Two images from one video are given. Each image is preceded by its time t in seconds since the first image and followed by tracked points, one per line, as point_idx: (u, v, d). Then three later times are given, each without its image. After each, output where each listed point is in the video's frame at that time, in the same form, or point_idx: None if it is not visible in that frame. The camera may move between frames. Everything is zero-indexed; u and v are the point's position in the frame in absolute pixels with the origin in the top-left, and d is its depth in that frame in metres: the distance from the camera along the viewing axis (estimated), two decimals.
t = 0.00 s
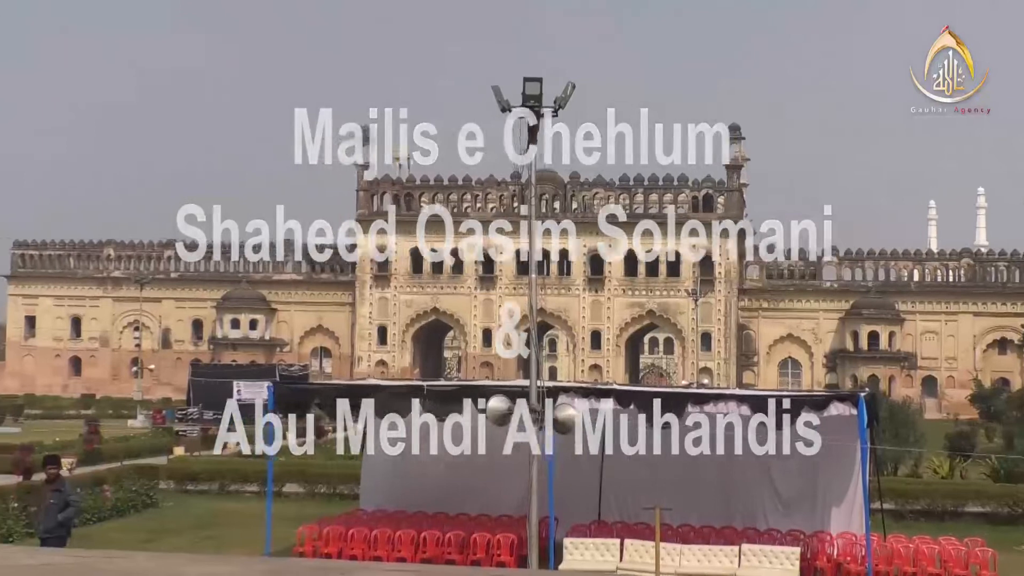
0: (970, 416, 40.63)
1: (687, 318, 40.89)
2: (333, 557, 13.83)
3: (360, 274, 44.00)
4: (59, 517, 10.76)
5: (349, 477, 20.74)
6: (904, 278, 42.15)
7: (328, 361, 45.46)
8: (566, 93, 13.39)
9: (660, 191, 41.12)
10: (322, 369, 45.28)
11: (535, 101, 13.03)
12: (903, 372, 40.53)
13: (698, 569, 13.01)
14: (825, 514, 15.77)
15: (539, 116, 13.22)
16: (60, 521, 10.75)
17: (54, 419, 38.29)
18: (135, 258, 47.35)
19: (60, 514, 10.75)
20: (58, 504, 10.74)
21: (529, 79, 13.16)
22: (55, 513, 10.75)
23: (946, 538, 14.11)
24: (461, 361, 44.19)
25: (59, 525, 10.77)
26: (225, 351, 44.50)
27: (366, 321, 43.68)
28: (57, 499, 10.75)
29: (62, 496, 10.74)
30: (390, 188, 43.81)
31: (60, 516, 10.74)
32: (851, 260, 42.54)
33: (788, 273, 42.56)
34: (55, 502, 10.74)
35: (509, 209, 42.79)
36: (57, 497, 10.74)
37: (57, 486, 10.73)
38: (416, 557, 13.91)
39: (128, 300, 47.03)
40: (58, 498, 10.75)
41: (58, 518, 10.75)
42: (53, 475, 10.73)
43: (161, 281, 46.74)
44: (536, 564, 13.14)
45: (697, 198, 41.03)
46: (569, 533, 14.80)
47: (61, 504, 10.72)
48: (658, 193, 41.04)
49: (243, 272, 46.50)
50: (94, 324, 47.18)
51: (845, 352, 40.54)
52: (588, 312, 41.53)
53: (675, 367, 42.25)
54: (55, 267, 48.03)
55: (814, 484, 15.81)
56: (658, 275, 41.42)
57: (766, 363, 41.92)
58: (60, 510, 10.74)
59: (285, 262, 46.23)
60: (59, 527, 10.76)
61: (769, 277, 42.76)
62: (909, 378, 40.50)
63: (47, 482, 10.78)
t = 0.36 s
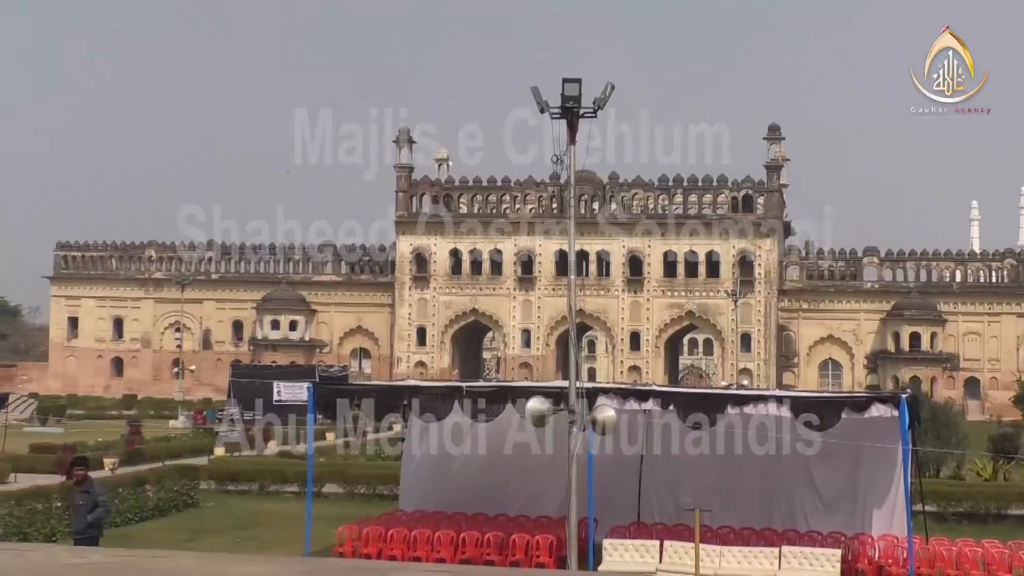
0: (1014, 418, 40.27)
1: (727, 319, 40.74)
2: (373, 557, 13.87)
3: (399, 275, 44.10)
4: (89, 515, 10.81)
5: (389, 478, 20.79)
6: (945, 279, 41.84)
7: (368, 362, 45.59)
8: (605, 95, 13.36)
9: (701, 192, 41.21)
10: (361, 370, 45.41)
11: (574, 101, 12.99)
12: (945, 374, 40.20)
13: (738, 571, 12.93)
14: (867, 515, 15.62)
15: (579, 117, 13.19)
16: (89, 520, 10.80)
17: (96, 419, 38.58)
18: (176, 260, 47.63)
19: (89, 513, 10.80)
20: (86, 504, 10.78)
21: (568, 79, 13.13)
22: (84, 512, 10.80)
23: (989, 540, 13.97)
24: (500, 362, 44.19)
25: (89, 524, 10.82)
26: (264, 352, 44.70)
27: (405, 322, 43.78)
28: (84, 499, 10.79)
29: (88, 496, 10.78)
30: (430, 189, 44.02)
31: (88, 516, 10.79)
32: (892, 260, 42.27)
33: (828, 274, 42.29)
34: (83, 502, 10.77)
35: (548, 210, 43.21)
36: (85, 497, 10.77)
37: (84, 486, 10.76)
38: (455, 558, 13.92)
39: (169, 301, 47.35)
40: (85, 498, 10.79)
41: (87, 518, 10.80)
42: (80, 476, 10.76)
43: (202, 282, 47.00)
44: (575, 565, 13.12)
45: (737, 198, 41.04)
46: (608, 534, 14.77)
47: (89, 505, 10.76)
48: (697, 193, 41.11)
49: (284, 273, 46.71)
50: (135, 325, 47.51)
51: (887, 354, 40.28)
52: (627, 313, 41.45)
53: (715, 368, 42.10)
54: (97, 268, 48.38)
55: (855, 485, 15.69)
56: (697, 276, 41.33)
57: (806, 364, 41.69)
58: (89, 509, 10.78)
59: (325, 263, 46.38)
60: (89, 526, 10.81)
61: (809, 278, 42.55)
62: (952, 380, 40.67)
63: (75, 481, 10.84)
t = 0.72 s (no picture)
0: None
1: (773, 320, 40.54)
2: (418, 557, 13.92)
3: (444, 275, 44.27)
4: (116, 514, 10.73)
5: (434, 478, 20.84)
6: (995, 279, 41.42)
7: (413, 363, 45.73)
8: (649, 96, 13.29)
9: (746, 192, 41.15)
10: (407, 371, 45.56)
11: (619, 102, 12.93)
12: (995, 375, 39.84)
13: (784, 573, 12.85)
14: (914, 517, 15.41)
15: (623, 118, 13.15)
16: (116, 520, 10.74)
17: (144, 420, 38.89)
18: (223, 261, 47.92)
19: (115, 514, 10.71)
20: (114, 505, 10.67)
21: (613, 80, 13.08)
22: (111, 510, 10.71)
23: None
24: (545, 363, 44.20)
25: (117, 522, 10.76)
26: (310, 354, 44.94)
27: (450, 323, 43.94)
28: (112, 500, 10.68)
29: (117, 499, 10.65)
30: (475, 190, 44.17)
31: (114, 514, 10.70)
32: (940, 260, 41.94)
33: (875, 274, 42.02)
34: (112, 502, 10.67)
35: (592, 211, 43.18)
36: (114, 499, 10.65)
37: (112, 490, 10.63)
38: (501, 558, 13.91)
39: (215, 302, 47.65)
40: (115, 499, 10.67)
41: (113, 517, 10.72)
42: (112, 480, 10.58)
43: (249, 284, 47.27)
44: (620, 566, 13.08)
45: (783, 198, 40.82)
46: (653, 536, 14.73)
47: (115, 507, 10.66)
48: (742, 193, 41.11)
49: (329, 275, 46.92)
50: (183, 327, 47.88)
51: (935, 355, 39.98)
52: (672, 314, 41.39)
53: (761, 370, 41.92)
54: (145, 269, 48.77)
55: (902, 484, 15.51)
56: (743, 277, 41.14)
57: (853, 365, 41.47)
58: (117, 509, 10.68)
59: (370, 264, 46.51)
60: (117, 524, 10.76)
61: (856, 279, 42.27)
62: (1002, 381, 40.02)
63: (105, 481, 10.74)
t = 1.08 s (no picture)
0: None
1: (817, 321, 40.34)
2: (461, 558, 13.92)
3: (486, 276, 44.31)
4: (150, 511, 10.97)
5: (476, 479, 20.86)
6: None
7: (456, 364, 45.80)
8: (693, 96, 13.26)
9: (789, 192, 40.95)
10: (449, 372, 45.65)
11: (662, 103, 12.88)
12: None
13: None
14: (960, 519, 15.24)
15: (667, 119, 13.11)
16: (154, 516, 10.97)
17: (188, 420, 39.14)
18: (267, 262, 48.17)
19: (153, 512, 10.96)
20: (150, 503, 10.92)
21: (656, 80, 13.05)
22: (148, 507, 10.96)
23: None
24: (588, 364, 44.16)
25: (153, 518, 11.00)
26: (353, 354, 45.10)
27: (492, 324, 43.99)
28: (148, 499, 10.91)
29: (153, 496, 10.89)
30: (518, 191, 44.19)
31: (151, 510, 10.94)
32: (986, 260, 41.59)
33: (920, 275, 41.72)
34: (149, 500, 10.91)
35: (635, 211, 43.14)
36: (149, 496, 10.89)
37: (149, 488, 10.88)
38: (544, 559, 13.93)
39: (259, 303, 47.87)
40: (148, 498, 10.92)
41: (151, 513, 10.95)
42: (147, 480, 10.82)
43: (292, 284, 47.47)
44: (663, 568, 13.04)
45: (827, 198, 40.64)
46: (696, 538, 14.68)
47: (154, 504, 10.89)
48: (786, 194, 40.94)
49: (372, 276, 47.05)
50: (227, 328, 48.15)
51: (981, 357, 39.63)
52: (715, 315, 41.23)
53: (805, 371, 41.71)
54: (189, 271, 49.07)
55: (948, 486, 15.36)
56: (786, 278, 40.92)
57: (898, 367, 41.16)
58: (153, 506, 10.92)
59: (413, 265, 46.60)
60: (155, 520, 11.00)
61: (901, 280, 41.97)
62: None
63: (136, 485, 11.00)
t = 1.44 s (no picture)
0: None
1: (857, 322, 40.11)
2: (501, 559, 13.92)
3: (525, 277, 44.30)
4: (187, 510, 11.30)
5: (515, 480, 20.86)
6: None
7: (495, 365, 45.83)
8: (732, 96, 13.20)
9: (830, 193, 40.77)
10: (488, 373, 45.68)
11: (701, 103, 12.83)
12: None
13: None
14: (1004, 522, 15.17)
15: (706, 120, 13.06)
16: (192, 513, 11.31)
17: (228, 420, 39.33)
18: (307, 264, 48.36)
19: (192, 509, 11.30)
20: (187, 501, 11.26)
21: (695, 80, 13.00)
22: (186, 507, 11.29)
23: None
24: (627, 365, 44.09)
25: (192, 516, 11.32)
26: (392, 355, 45.22)
27: (531, 325, 44.00)
28: (186, 498, 11.25)
29: (190, 493, 11.23)
30: (556, 192, 44.18)
31: (189, 509, 11.28)
32: None
33: (962, 276, 41.39)
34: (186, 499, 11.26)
35: (674, 212, 43.05)
36: (186, 495, 11.23)
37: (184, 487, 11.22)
38: (583, 560, 13.91)
39: (299, 304, 48.07)
40: (185, 497, 11.25)
41: (189, 511, 11.28)
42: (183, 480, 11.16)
43: (332, 286, 47.63)
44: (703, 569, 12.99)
45: (867, 199, 40.42)
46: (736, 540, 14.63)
47: (193, 500, 11.23)
48: (826, 194, 40.74)
49: (411, 277, 47.14)
50: (267, 329, 48.37)
51: None
52: (755, 316, 41.07)
53: (845, 373, 41.48)
54: (230, 272, 49.33)
55: (992, 488, 15.28)
56: (826, 279, 40.70)
57: (940, 369, 40.78)
58: (190, 503, 11.26)
59: (452, 267, 46.64)
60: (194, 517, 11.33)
61: (943, 281, 41.66)
62: None
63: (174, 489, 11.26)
